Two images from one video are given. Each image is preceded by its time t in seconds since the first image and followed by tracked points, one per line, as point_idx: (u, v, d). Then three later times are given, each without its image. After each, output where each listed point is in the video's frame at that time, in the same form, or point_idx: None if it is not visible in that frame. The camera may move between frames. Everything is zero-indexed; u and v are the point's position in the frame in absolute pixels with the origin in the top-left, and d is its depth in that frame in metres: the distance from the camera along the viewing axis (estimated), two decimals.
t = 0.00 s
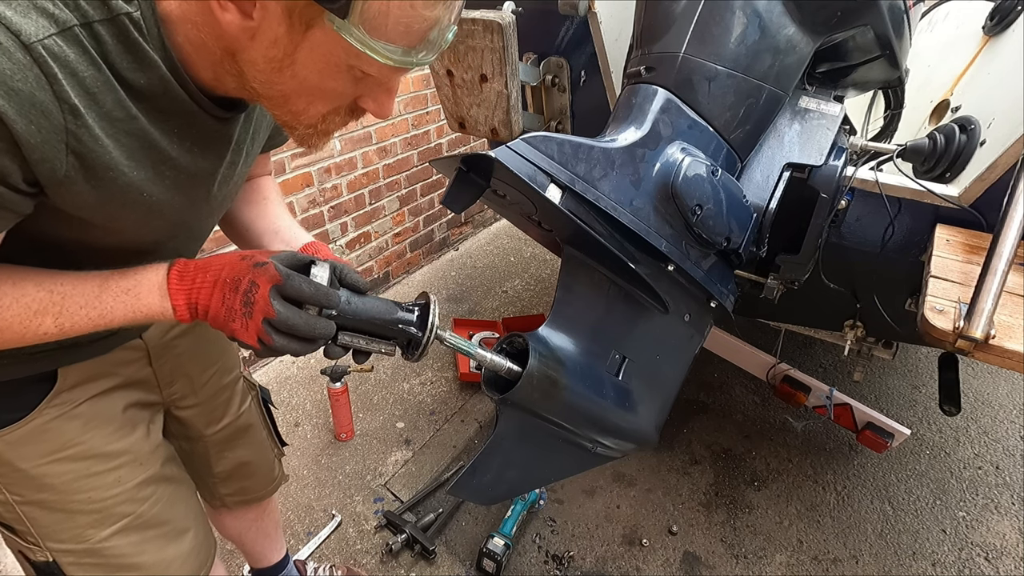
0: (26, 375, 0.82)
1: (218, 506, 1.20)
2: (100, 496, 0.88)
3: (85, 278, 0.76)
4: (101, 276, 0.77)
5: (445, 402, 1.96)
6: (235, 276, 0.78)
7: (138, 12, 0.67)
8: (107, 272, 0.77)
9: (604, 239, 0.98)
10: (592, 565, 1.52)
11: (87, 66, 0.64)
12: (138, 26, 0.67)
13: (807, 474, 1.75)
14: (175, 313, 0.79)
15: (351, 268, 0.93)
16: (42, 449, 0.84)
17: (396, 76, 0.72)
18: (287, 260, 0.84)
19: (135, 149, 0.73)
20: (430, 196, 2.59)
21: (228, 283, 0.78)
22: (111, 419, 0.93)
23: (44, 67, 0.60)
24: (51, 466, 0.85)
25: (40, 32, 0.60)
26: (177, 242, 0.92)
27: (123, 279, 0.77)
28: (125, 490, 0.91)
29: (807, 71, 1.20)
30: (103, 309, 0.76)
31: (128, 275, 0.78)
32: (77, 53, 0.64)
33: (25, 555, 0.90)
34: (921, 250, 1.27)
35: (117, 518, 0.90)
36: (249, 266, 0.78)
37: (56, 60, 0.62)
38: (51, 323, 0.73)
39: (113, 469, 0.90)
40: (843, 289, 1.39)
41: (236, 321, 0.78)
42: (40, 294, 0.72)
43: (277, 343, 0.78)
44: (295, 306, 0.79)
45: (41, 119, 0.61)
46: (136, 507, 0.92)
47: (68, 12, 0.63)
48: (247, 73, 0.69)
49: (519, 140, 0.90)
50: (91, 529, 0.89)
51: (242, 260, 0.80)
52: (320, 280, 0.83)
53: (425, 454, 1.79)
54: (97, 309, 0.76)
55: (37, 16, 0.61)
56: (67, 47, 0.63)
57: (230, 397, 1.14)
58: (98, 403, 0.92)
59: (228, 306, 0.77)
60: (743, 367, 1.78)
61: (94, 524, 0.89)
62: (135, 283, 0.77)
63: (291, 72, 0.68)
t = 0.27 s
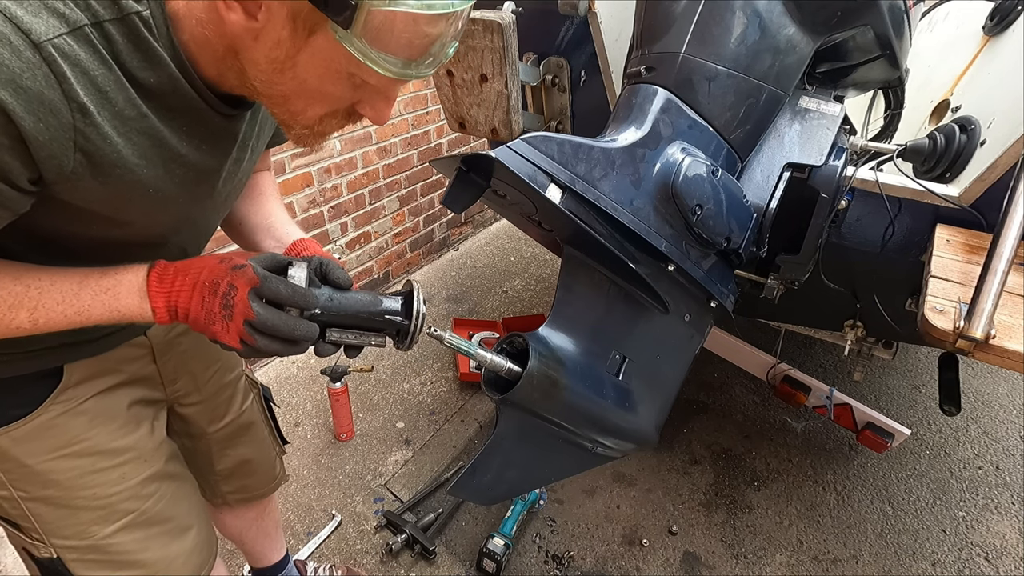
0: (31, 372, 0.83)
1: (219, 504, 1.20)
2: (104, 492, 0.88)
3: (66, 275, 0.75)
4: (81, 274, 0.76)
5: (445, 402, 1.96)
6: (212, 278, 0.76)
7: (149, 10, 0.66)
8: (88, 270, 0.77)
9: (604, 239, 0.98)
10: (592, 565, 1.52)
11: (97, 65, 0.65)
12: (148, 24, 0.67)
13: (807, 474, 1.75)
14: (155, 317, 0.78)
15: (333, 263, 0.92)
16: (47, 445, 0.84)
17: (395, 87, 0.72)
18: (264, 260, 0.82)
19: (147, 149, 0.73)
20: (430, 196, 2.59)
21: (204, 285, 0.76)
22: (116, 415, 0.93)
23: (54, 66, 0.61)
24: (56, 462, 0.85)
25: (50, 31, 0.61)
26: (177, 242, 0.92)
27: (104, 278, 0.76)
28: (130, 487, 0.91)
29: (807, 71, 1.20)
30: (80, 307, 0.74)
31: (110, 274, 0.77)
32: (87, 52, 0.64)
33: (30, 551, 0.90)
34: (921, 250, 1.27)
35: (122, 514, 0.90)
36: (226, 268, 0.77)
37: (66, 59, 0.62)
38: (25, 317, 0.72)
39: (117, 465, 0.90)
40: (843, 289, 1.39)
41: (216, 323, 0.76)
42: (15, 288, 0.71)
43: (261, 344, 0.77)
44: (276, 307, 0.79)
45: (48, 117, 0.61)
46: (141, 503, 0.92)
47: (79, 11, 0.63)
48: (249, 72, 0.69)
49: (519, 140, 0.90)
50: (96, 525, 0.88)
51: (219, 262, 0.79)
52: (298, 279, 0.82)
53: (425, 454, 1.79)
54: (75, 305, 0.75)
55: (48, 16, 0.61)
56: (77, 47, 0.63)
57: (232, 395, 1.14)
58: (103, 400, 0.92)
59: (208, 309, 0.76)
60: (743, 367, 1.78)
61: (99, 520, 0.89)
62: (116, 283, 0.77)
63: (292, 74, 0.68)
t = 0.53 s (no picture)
0: (36, 372, 0.83)
1: (219, 501, 1.20)
2: (105, 490, 0.88)
3: (90, 294, 0.76)
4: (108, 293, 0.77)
5: (445, 402, 1.96)
6: (228, 301, 0.78)
7: (152, 20, 0.67)
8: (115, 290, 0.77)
9: (604, 239, 0.98)
10: (592, 565, 1.52)
11: (104, 74, 0.65)
12: (153, 33, 0.67)
13: (807, 474, 1.75)
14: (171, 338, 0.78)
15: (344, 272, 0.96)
16: (49, 442, 0.84)
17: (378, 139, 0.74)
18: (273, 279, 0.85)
19: (154, 155, 0.73)
20: (430, 196, 2.59)
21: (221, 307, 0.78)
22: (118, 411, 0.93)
23: (62, 77, 0.61)
24: (58, 459, 0.85)
25: (57, 43, 0.61)
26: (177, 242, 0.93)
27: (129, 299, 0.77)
28: (132, 485, 0.91)
29: (807, 71, 1.20)
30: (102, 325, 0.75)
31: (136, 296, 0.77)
32: (93, 61, 0.64)
33: (31, 548, 0.90)
34: (921, 250, 1.27)
35: (123, 512, 0.90)
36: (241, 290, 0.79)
37: (74, 69, 0.62)
38: (47, 335, 0.73)
39: (118, 463, 0.90)
40: (843, 289, 1.39)
41: (233, 342, 0.79)
42: (42, 306, 0.73)
43: (278, 359, 0.81)
44: (289, 323, 0.82)
45: (57, 125, 0.61)
46: (141, 501, 0.92)
47: (83, 21, 0.63)
48: (240, 100, 0.70)
49: (519, 140, 0.90)
50: (98, 523, 0.89)
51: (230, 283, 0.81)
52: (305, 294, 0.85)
53: (425, 454, 1.79)
54: (95, 324, 0.75)
55: (55, 27, 0.61)
56: (84, 56, 0.63)
57: (232, 393, 1.14)
58: (104, 397, 0.92)
59: (224, 329, 0.78)
60: (744, 367, 1.78)
61: (100, 518, 0.89)
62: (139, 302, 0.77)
63: (279, 111, 0.69)
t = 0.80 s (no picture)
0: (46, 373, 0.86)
1: (218, 501, 1.20)
2: (104, 488, 0.89)
3: (133, 325, 0.84)
4: (157, 323, 0.86)
5: (445, 402, 1.96)
6: (265, 333, 0.87)
7: (150, 43, 0.70)
8: (164, 321, 0.86)
9: (604, 239, 0.98)
10: (592, 565, 1.52)
11: (104, 94, 0.68)
12: (150, 55, 0.70)
13: (807, 474, 1.75)
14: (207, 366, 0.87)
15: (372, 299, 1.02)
16: (48, 440, 0.85)
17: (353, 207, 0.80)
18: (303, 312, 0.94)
19: (151, 169, 0.77)
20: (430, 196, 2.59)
21: (258, 339, 0.87)
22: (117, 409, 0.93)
23: (67, 100, 0.64)
24: (57, 457, 0.86)
25: (60, 67, 0.64)
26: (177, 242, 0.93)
27: (175, 328, 0.86)
28: (129, 484, 0.92)
29: (807, 71, 1.19)
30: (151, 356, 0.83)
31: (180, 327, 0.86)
32: (94, 83, 0.67)
33: (30, 547, 0.91)
34: (921, 250, 1.27)
35: (122, 510, 0.91)
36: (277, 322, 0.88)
37: (76, 91, 0.65)
38: (97, 365, 0.80)
39: (117, 461, 0.91)
40: (843, 289, 1.39)
41: (269, 372, 0.87)
42: (93, 336, 0.81)
43: (310, 384, 0.89)
44: (322, 351, 0.89)
45: (62, 145, 0.65)
46: (140, 499, 0.93)
47: (83, 44, 0.66)
48: (230, 153, 0.76)
49: (519, 140, 0.90)
50: (96, 521, 0.89)
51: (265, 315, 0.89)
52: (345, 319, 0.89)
53: (425, 454, 1.79)
54: (140, 353, 0.83)
55: (56, 51, 0.64)
56: (85, 79, 0.66)
57: (231, 391, 1.14)
58: (103, 396, 0.92)
59: (260, 361, 0.87)
60: (744, 367, 1.78)
61: (98, 516, 0.89)
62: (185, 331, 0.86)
63: (265, 170, 0.75)
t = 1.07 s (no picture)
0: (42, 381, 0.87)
1: (212, 502, 1.20)
2: (96, 490, 0.91)
3: (126, 350, 0.85)
4: (147, 352, 0.85)
5: (445, 402, 1.96)
6: (271, 383, 0.90)
7: (143, 53, 0.71)
8: (155, 350, 0.86)
9: (604, 239, 0.98)
10: (592, 565, 1.52)
11: (95, 103, 0.69)
12: (142, 65, 0.71)
13: (807, 474, 1.75)
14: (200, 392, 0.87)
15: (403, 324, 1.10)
16: (40, 443, 0.87)
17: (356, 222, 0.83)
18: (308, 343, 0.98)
19: (143, 178, 0.78)
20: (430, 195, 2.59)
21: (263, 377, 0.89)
22: (107, 414, 0.95)
23: (56, 109, 0.65)
24: (49, 461, 0.88)
25: (50, 76, 0.65)
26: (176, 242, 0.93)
27: (168, 357, 0.86)
28: (122, 487, 0.94)
29: (807, 71, 1.19)
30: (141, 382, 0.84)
31: (171, 357, 0.86)
32: (84, 92, 0.68)
33: (23, 550, 0.93)
34: (921, 250, 1.27)
35: (115, 512, 0.93)
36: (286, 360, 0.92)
37: (66, 100, 0.66)
38: (85, 390, 0.81)
39: (109, 464, 0.93)
40: (843, 289, 1.39)
41: (263, 416, 0.91)
42: (79, 363, 0.81)
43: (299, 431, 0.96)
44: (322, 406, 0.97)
45: (50, 153, 0.66)
46: (133, 501, 0.96)
47: (73, 52, 0.67)
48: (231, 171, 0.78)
49: (519, 140, 0.90)
50: (89, 523, 0.92)
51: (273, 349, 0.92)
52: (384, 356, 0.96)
53: (425, 454, 1.79)
54: (130, 382, 0.84)
55: (46, 60, 0.65)
56: (76, 87, 0.67)
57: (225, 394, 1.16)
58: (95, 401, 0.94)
59: (259, 407, 0.90)
60: (744, 368, 1.78)
61: (92, 517, 0.92)
62: (177, 360, 0.86)
63: (269, 188, 0.78)
